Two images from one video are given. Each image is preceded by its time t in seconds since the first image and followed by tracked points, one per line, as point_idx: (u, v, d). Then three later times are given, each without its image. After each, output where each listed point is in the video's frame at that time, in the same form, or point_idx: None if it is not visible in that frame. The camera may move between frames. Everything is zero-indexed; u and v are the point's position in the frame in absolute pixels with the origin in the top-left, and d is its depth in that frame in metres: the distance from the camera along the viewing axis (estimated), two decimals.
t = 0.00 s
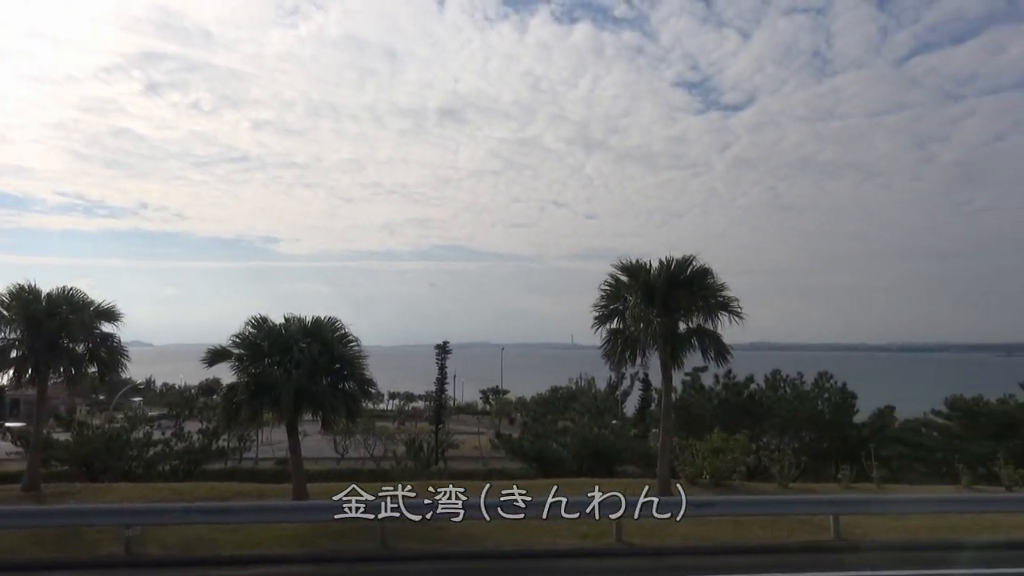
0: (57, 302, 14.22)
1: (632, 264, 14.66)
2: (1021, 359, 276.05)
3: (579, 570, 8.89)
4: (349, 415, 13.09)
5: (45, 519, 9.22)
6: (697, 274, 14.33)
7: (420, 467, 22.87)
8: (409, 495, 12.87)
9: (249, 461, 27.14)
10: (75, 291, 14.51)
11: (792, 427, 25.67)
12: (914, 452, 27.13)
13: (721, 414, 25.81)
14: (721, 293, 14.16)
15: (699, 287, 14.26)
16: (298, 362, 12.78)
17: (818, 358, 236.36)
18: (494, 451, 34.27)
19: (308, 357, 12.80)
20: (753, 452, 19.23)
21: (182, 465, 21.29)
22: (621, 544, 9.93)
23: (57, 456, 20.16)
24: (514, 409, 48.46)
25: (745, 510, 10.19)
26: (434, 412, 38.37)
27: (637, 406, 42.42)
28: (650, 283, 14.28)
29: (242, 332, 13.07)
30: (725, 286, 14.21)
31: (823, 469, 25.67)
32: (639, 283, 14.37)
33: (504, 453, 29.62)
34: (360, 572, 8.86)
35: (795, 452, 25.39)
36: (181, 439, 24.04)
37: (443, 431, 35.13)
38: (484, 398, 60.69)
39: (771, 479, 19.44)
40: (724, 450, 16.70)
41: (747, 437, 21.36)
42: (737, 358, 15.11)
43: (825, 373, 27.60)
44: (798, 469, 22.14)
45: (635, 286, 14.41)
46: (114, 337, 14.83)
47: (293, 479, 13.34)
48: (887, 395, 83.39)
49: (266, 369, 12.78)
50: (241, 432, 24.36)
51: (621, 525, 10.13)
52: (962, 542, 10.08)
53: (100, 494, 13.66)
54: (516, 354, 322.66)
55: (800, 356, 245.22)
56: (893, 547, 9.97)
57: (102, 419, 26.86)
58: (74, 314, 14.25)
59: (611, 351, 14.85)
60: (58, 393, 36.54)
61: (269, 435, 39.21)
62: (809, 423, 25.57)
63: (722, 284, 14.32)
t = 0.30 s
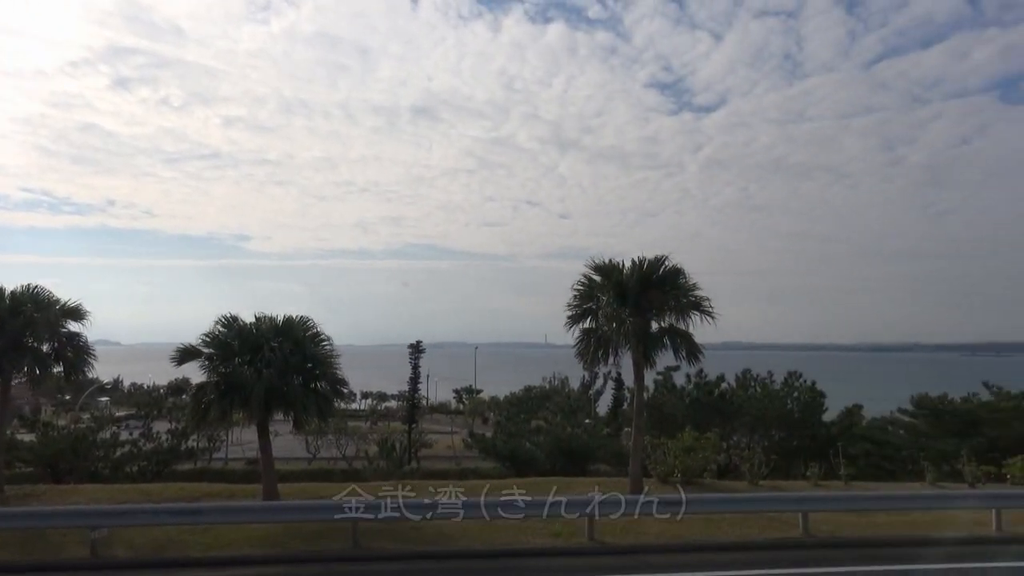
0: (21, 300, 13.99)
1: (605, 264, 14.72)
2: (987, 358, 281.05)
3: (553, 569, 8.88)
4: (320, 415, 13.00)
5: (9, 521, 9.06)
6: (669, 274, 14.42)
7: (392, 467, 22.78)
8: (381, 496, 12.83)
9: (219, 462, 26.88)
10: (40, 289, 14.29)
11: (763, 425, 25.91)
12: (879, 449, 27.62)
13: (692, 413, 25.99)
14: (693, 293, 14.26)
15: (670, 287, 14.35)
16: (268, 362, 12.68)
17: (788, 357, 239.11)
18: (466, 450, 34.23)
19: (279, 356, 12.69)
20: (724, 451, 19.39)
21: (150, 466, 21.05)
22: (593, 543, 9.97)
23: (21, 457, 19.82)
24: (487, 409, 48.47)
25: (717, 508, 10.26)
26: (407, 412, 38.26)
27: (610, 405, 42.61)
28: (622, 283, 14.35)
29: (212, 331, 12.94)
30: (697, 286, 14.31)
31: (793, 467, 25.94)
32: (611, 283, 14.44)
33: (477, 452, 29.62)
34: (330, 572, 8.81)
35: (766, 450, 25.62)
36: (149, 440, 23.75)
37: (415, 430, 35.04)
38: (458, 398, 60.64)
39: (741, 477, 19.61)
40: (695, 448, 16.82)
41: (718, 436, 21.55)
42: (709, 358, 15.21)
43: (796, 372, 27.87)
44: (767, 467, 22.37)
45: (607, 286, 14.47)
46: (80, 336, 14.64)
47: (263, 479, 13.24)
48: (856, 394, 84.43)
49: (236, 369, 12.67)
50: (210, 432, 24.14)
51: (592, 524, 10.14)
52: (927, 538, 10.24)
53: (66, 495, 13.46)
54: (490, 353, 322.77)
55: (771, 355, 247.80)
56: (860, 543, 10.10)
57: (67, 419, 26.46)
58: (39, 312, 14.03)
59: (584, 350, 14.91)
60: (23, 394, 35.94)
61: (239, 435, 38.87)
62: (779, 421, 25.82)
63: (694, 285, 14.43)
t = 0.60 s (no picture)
0: None
1: (578, 264, 14.76)
2: (952, 358, 285.83)
3: (524, 570, 8.88)
4: (291, 415, 12.91)
5: None
6: (641, 275, 14.50)
7: (364, 468, 22.68)
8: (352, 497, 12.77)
9: (188, 463, 26.59)
10: (4, 288, 14.03)
11: (734, 424, 26.13)
12: (847, 448, 27.96)
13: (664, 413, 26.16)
14: (665, 293, 14.34)
15: (643, 287, 14.44)
16: (239, 362, 12.56)
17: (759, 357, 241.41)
18: (439, 451, 34.18)
19: (250, 356, 12.58)
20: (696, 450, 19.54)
21: (118, 468, 20.78)
22: (565, 542, 9.99)
23: None
24: (460, 409, 48.43)
25: (688, 507, 10.33)
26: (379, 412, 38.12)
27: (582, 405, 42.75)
28: (595, 283, 14.41)
29: (181, 330, 12.79)
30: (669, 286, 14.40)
31: (764, 466, 26.18)
32: (584, 283, 14.48)
33: (450, 452, 29.60)
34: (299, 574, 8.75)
35: (736, 450, 25.85)
36: (116, 441, 23.44)
37: (388, 431, 34.89)
38: (431, 398, 60.55)
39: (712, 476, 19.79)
40: (667, 448, 16.92)
41: (690, 435, 21.71)
42: (680, 358, 15.32)
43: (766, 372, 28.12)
44: (737, 466, 22.58)
45: (580, 286, 14.52)
46: (45, 336, 14.40)
47: (233, 481, 13.12)
48: (826, 394, 85.54)
49: (205, 369, 12.54)
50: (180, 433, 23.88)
51: (564, 524, 10.14)
52: (893, 535, 10.39)
53: (30, 498, 13.25)
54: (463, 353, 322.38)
55: (742, 355, 250.05)
56: (828, 541, 10.22)
57: (32, 420, 26.04)
58: (3, 312, 13.78)
59: (557, 350, 14.95)
60: None
61: (209, 436, 38.48)
62: (750, 421, 26.07)
63: (666, 285, 14.51)
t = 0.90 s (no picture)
0: None
1: (545, 265, 14.81)
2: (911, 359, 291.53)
3: (489, 570, 8.89)
4: (254, 416, 12.76)
5: None
6: (608, 276, 14.57)
7: (328, 469, 22.49)
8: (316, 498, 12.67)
9: (148, 464, 26.15)
10: None
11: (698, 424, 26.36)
12: (807, 448, 28.47)
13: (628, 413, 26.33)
14: (630, 295, 14.42)
15: (609, 288, 14.51)
16: (200, 361, 12.38)
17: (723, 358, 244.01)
18: (404, 451, 34.03)
19: (212, 356, 12.41)
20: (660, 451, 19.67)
21: (75, 469, 20.37)
22: (530, 542, 10.01)
23: None
24: (426, 409, 48.28)
25: (651, 508, 10.39)
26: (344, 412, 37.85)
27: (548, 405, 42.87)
28: (562, 284, 14.46)
29: (141, 329, 12.58)
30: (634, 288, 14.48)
31: (727, 466, 26.44)
32: (551, 284, 14.53)
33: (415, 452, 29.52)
34: None
35: (700, 450, 26.09)
36: (73, 442, 22.98)
37: (353, 432, 34.65)
38: (396, 398, 60.29)
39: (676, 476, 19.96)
40: (632, 448, 17.03)
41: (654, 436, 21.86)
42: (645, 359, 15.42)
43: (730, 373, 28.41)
44: (701, 466, 22.82)
45: (547, 287, 14.56)
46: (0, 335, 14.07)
47: (194, 483, 12.95)
48: (788, 395, 86.77)
49: (166, 369, 12.35)
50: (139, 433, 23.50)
51: (529, 524, 10.16)
52: (851, 534, 10.57)
53: None
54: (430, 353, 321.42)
55: (706, 356, 252.59)
56: (789, 540, 10.37)
57: None
58: None
59: (523, 351, 14.96)
60: None
61: (169, 437, 37.89)
62: (713, 421, 26.33)
63: (632, 286, 14.60)
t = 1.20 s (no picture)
0: None
1: (511, 266, 14.83)
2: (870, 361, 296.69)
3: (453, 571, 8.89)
4: (216, 416, 12.60)
5: None
6: (574, 277, 14.63)
7: (292, 470, 22.28)
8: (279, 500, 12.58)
9: (106, 466, 25.66)
10: None
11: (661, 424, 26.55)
12: (769, 448, 28.85)
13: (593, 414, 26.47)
14: (596, 296, 14.49)
15: (575, 289, 14.56)
16: (161, 361, 12.18)
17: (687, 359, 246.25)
18: (369, 452, 33.82)
19: (173, 356, 12.23)
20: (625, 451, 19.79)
21: (30, 471, 19.93)
22: (494, 543, 10.00)
23: None
24: (391, 410, 48.06)
25: (615, 508, 10.44)
26: (308, 413, 37.50)
27: (515, 406, 42.90)
28: (528, 285, 14.49)
29: (99, 329, 12.36)
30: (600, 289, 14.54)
31: (690, 466, 26.66)
32: (517, 285, 14.55)
33: (380, 453, 29.38)
34: None
35: (664, 450, 26.29)
36: (29, 444, 22.48)
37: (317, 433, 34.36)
38: (361, 399, 59.91)
39: (640, 476, 20.11)
40: (597, 448, 17.11)
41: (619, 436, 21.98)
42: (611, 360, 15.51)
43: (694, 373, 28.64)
44: (665, 466, 23.02)
45: (513, 288, 14.58)
46: None
47: (153, 485, 12.75)
48: (751, 396, 87.91)
49: (124, 368, 12.14)
50: (98, 434, 23.08)
51: (493, 524, 10.17)
52: (811, 532, 10.73)
53: None
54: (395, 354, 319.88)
55: (671, 357, 254.67)
56: (751, 539, 10.50)
57: None
58: None
59: (488, 352, 14.96)
60: None
61: (128, 439, 37.22)
62: (677, 421, 26.55)
63: (598, 288, 14.66)
